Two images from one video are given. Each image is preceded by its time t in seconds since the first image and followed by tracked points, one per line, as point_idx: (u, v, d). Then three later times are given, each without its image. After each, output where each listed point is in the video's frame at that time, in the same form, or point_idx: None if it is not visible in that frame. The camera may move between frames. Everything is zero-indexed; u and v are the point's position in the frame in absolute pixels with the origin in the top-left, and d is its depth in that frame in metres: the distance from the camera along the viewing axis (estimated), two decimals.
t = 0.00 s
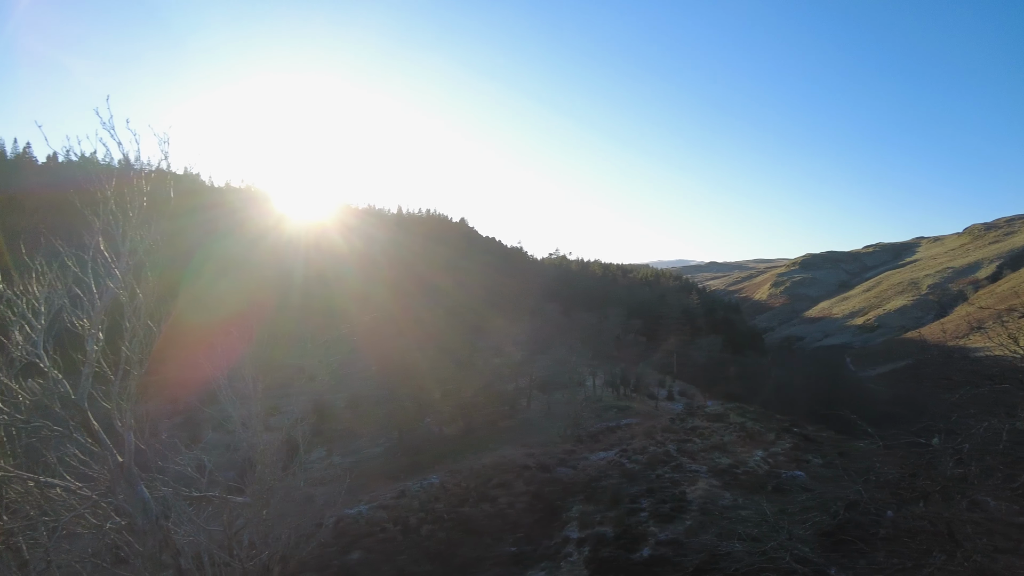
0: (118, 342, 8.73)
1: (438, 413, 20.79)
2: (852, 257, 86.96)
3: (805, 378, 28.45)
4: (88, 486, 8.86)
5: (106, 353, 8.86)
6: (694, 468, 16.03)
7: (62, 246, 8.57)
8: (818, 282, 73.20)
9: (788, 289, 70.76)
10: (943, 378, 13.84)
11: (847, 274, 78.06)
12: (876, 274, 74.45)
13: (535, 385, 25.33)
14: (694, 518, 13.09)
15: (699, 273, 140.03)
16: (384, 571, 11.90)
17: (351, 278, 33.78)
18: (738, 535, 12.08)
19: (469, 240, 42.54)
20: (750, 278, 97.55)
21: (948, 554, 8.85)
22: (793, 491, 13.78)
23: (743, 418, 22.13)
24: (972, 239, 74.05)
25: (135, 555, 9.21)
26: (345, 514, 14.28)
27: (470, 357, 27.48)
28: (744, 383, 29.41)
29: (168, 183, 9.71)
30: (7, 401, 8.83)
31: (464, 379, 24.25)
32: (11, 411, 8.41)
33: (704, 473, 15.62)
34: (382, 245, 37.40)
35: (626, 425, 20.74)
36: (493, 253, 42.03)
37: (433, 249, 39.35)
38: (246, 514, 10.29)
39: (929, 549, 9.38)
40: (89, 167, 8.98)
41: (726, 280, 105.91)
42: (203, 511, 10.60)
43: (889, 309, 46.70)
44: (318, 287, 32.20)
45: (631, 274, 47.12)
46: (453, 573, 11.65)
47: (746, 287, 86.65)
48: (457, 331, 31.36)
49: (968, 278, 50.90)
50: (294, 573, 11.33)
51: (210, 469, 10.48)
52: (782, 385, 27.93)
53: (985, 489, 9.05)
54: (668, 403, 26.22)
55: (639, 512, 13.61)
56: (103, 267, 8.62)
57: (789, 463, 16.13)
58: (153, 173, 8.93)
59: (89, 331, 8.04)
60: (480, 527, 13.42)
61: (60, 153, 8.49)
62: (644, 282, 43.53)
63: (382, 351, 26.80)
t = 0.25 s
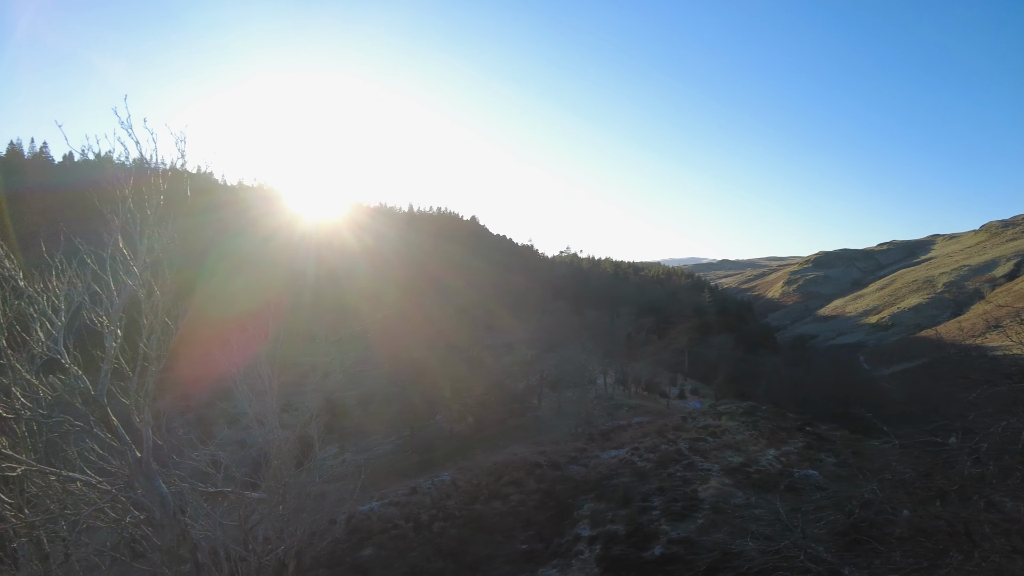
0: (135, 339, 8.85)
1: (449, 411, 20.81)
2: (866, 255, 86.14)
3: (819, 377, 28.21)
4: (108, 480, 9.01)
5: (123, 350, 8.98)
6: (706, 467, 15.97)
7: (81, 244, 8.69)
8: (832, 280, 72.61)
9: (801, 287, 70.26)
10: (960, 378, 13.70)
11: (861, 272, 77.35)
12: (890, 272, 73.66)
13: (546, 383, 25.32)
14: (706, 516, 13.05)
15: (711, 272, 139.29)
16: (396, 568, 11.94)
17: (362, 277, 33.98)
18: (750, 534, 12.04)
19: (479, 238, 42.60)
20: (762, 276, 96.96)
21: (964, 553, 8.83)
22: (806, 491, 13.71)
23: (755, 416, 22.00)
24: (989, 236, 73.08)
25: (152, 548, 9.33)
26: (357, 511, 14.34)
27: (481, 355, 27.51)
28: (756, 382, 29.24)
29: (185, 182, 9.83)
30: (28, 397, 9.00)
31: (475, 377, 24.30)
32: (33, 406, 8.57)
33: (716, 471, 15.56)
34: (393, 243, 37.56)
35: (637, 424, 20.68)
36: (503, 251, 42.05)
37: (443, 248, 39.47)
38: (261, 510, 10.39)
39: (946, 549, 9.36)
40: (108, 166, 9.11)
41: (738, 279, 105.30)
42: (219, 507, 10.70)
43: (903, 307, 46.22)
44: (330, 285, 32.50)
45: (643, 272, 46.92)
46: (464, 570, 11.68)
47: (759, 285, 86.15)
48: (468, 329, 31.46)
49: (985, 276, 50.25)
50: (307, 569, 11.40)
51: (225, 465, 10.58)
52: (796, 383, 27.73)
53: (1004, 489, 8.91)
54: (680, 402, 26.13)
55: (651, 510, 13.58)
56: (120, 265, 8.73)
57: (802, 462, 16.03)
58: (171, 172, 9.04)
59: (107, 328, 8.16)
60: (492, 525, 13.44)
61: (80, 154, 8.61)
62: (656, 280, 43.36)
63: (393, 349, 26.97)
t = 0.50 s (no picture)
0: (152, 335, 8.93)
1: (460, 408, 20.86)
2: (880, 252, 85.38)
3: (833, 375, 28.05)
4: (127, 476, 9.14)
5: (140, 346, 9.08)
6: (718, 464, 15.94)
7: (99, 241, 8.79)
8: (845, 278, 72.04)
9: (814, 285, 69.82)
10: (975, 377, 13.60)
11: (875, 269, 76.68)
12: (905, 269, 72.92)
13: (557, 380, 25.35)
14: (718, 515, 13.04)
15: (723, 269, 138.65)
16: (409, 564, 12.02)
17: (373, 274, 34.11)
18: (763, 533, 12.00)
19: (490, 235, 42.61)
20: (775, 273, 96.43)
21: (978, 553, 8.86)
22: (819, 490, 13.66)
23: (768, 414, 21.91)
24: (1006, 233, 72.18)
25: (169, 542, 9.45)
26: (369, 507, 14.42)
27: (491, 352, 27.54)
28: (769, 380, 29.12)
29: (201, 180, 9.90)
30: (48, 392, 9.13)
31: (486, 375, 24.35)
32: (52, 401, 8.71)
33: (728, 469, 15.54)
34: (403, 240, 37.67)
35: (649, 422, 20.64)
36: (515, 249, 42.05)
37: (453, 245, 39.54)
38: (275, 505, 10.48)
39: (960, 547, 9.33)
40: (125, 165, 9.20)
41: (751, 276, 104.74)
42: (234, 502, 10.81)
43: (918, 305, 45.78)
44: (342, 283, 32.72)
45: (654, 269, 46.71)
46: (476, 567, 11.73)
47: (771, 282, 85.67)
48: (479, 327, 31.47)
49: (1001, 273, 49.66)
50: (320, 565, 11.49)
51: (240, 460, 10.68)
52: (809, 381, 27.58)
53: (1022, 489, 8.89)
54: (691, 400, 26.06)
55: (663, 508, 13.58)
56: (138, 262, 8.83)
57: (815, 460, 15.96)
58: (187, 171, 9.11)
59: (125, 325, 8.25)
60: (503, 522, 13.48)
61: (98, 153, 8.70)
62: (667, 277, 43.21)
63: (405, 346, 27.10)
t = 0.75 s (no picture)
0: (170, 334, 9.04)
1: (473, 406, 20.91)
2: (897, 250, 84.39)
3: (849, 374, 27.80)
4: (146, 471, 9.27)
5: (159, 345, 9.19)
6: (732, 464, 15.86)
7: (118, 240, 8.90)
8: (862, 276, 71.25)
9: (830, 283, 69.17)
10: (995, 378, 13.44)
11: (892, 267, 75.79)
12: (923, 267, 71.91)
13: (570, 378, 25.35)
14: (732, 514, 12.99)
15: (736, 267, 137.67)
16: (422, 561, 12.07)
17: (387, 273, 34.22)
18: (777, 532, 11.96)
19: (503, 234, 42.63)
20: (790, 271, 95.64)
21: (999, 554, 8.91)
22: (834, 490, 13.56)
23: (782, 414, 21.76)
24: None
25: (186, 538, 9.59)
26: (383, 504, 14.51)
27: (504, 351, 27.58)
28: (783, 379, 28.92)
29: (217, 180, 9.98)
30: (68, 389, 9.29)
31: (499, 373, 24.39)
32: (73, 398, 8.86)
33: (743, 468, 15.46)
34: (417, 239, 37.80)
35: (662, 420, 20.56)
36: (527, 247, 42.05)
37: (466, 243, 39.63)
38: (290, 502, 10.59)
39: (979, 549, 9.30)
40: (143, 165, 9.30)
41: (765, 274, 103.97)
42: (249, 498, 10.92)
43: (936, 303, 45.21)
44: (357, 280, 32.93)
45: (668, 267, 46.46)
46: (489, 564, 11.76)
47: (786, 280, 84.96)
48: (491, 326, 31.50)
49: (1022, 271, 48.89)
50: (335, 561, 11.59)
51: (256, 457, 10.80)
52: (824, 380, 27.37)
53: None
54: (705, 399, 25.95)
55: (676, 507, 13.54)
56: (156, 261, 8.93)
57: (830, 459, 15.83)
58: (203, 170, 9.19)
59: (143, 323, 8.35)
60: (516, 520, 13.50)
61: (117, 153, 8.81)
62: (681, 275, 43.00)
63: (419, 344, 27.21)
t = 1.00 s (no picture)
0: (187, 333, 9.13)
1: (488, 405, 20.94)
2: (917, 248, 83.15)
3: (867, 374, 27.46)
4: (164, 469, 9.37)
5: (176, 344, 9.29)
6: (748, 464, 15.74)
7: (137, 240, 9.01)
8: (881, 274, 70.32)
9: (848, 282, 68.35)
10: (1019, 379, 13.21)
11: (912, 265, 74.71)
12: (944, 266, 70.79)
13: (585, 378, 25.31)
14: (748, 515, 12.88)
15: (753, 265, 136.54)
16: (437, 559, 12.11)
17: (401, 272, 34.33)
18: (794, 534, 11.86)
19: (518, 233, 42.64)
20: (807, 269, 94.67)
21: None
22: (852, 492, 13.40)
23: (800, 414, 21.55)
24: None
25: (204, 534, 9.70)
26: (398, 502, 14.57)
27: (519, 350, 27.58)
28: (801, 379, 28.64)
29: (234, 180, 10.06)
30: (89, 388, 9.42)
31: (514, 372, 24.37)
32: (93, 396, 9.00)
33: (759, 469, 15.33)
34: (431, 238, 37.88)
35: (678, 420, 20.46)
36: (542, 246, 42.01)
37: (481, 242, 39.67)
38: (306, 500, 10.66)
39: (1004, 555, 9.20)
40: (161, 166, 9.40)
41: (782, 272, 103.01)
42: (266, 496, 11.01)
43: (957, 302, 44.50)
44: (373, 279, 33.07)
45: (684, 266, 46.21)
46: (504, 562, 11.76)
47: (803, 279, 84.11)
48: (506, 325, 31.50)
49: None
50: (351, 559, 11.66)
51: (272, 456, 10.88)
52: (843, 381, 27.07)
53: None
54: (721, 399, 25.78)
55: (692, 508, 13.46)
56: (174, 261, 9.03)
57: (849, 460, 15.65)
58: (220, 170, 9.22)
59: (161, 323, 8.45)
60: (530, 519, 13.50)
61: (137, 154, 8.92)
62: (696, 274, 42.72)
63: (434, 343, 27.27)
